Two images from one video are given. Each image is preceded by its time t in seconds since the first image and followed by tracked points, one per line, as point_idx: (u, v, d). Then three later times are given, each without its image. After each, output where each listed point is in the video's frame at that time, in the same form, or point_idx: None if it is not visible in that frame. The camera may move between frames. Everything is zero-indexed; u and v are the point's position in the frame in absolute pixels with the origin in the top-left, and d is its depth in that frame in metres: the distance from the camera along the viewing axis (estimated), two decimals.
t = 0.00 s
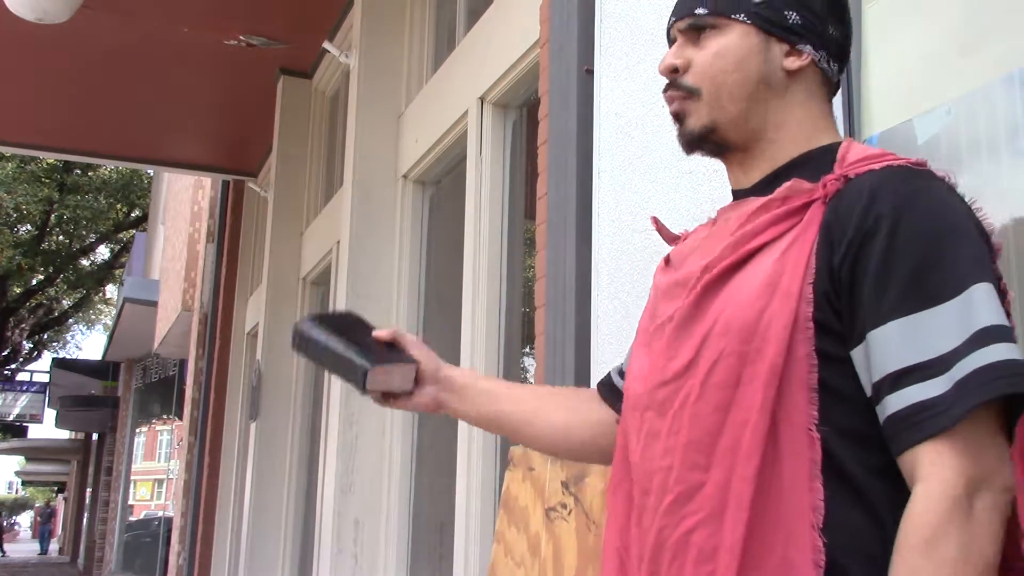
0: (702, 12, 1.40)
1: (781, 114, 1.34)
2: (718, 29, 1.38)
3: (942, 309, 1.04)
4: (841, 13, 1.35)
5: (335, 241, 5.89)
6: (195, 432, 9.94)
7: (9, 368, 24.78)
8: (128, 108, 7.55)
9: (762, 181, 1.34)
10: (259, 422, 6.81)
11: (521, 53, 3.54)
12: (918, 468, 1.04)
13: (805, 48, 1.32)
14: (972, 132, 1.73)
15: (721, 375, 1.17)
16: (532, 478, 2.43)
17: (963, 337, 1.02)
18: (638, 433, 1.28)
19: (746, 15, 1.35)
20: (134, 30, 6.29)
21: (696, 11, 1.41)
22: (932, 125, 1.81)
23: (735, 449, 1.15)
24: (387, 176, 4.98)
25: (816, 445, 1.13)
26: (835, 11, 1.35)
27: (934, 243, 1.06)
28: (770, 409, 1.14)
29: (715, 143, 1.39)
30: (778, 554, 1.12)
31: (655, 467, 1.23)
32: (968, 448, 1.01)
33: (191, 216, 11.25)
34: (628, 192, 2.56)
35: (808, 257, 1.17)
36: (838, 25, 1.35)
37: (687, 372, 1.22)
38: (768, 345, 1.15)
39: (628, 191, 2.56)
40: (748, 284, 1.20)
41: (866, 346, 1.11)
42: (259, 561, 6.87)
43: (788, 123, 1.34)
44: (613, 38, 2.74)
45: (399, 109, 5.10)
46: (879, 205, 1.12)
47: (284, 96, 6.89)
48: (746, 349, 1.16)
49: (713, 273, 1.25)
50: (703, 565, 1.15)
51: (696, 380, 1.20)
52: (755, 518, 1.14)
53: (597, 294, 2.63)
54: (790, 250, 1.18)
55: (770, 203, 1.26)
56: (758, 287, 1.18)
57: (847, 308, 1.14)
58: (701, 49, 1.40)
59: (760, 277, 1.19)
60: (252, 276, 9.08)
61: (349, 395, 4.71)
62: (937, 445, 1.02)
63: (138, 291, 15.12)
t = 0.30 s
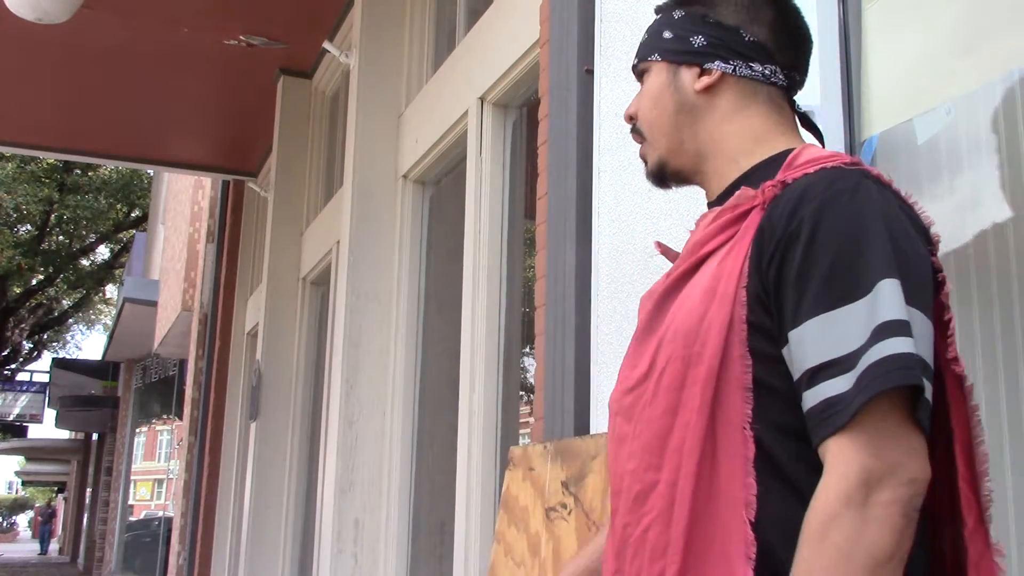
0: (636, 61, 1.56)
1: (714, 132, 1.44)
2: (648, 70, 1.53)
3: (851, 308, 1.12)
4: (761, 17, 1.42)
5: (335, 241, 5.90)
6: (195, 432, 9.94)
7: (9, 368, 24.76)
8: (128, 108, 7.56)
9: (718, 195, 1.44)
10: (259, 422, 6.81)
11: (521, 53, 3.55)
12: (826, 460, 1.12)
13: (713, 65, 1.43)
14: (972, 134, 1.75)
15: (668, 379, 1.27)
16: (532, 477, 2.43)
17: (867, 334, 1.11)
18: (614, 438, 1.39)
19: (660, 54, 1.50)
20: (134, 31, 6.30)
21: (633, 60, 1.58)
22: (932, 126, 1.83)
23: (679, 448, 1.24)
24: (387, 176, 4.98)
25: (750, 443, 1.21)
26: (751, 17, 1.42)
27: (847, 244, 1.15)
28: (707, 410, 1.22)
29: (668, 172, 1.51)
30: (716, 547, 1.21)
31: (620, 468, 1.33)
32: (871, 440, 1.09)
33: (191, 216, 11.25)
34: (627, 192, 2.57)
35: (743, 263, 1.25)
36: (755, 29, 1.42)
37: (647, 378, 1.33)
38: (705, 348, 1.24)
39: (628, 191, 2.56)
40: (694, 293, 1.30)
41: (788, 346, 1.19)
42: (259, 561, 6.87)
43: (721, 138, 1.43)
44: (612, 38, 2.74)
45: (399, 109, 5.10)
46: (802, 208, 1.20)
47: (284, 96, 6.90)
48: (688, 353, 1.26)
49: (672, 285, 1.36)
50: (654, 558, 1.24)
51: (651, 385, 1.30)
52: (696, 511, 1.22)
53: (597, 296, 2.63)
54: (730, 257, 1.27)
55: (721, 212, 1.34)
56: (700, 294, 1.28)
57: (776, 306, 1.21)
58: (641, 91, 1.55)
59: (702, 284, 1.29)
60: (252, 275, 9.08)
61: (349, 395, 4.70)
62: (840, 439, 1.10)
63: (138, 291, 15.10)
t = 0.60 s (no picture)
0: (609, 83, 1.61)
1: (681, 151, 1.49)
2: (620, 92, 1.58)
3: (787, 306, 1.16)
4: (721, 38, 1.44)
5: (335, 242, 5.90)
6: (195, 433, 9.94)
7: (9, 368, 24.77)
8: (127, 108, 7.56)
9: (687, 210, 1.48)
10: (259, 422, 6.80)
11: (520, 54, 3.55)
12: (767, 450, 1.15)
13: (674, 88, 1.47)
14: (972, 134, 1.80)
15: (635, 383, 1.33)
16: (532, 477, 2.43)
17: (804, 324, 1.14)
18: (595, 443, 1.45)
19: (627, 78, 1.54)
20: (133, 31, 6.30)
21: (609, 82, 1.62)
22: (932, 127, 1.85)
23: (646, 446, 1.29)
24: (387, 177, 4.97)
25: (710, 437, 1.25)
26: (710, 38, 1.45)
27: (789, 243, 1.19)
28: (668, 408, 1.27)
29: (643, 190, 1.56)
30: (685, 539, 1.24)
31: (599, 471, 1.39)
32: (808, 429, 1.12)
33: (191, 216, 11.25)
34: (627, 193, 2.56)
35: (698, 267, 1.30)
36: (714, 50, 1.44)
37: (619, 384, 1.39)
38: (665, 349, 1.29)
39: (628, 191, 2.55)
40: (657, 299, 1.35)
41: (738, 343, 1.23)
42: (259, 561, 6.87)
43: (687, 156, 1.48)
44: (612, 38, 2.74)
45: (399, 110, 5.10)
46: (750, 211, 1.24)
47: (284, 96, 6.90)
48: (653, 356, 1.31)
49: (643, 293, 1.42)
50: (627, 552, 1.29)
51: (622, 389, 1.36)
52: (663, 505, 1.27)
53: (597, 295, 2.63)
54: (687, 262, 1.32)
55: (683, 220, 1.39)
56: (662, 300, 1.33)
57: (729, 305, 1.25)
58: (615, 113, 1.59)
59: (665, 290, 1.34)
60: (252, 276, 9.08)
61: (349, 395, 4.70)
62: (779, 426, 1.13)
63: (138, 291, 15.10)
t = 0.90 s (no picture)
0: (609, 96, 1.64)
1: (674, 163, 1.52)
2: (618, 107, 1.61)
3: (754, 306, 1.20)
4: (713, 53, 1.47)
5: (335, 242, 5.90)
6: (195, 433, 9.94)
7: (9, 368, 24.75)
8: (127, 108, 7.56)
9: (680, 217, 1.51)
10: (258, 422, 6.80)
11: (521, 54, 3.55)
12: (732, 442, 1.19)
13: (667, 102, 1.50)
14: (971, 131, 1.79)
15: (620, 382, 1.38)
16: (532, 477, 2.43)
17: (769, 322, 1.18)
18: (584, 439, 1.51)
19: (624, 93, 1.57)
20: (133, 31, 6.30)
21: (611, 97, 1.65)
22: (930, 126, 1.85)
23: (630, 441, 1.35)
24: (387, 177, 4.97)
25: (689, 432, 1.30)
26: (703, 54, 1.47)
27: (761, 247, 1.23)
28: (650, 406, 1.32)
29: (641, 201, 1.60)
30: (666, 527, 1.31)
31: (586, 466, 1.45)
32: (773, 422, 1.16)
33: (191, 216, 11.25)
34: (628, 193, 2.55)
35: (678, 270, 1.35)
36: (707, 65, 1.47)
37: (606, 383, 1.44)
38: (647, 350, 1.34)
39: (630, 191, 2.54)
40: (640, 301, 1.40)
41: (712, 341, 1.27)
42: (259, 561, 6.87)
43: (681, 168, 1.51)
44: (612, 38, 2.75)
45: (399, 109, 5.09)
46: (727, 219, 1.28)
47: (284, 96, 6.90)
48: (636, 356, 1.37)
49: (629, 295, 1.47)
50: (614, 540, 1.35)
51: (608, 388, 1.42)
52: (646, 500, 1.33)
53: (597, 293, 2.64)
54: (669, 266, 1.37)
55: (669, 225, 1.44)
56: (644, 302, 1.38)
57: (705, 306, 1.30)
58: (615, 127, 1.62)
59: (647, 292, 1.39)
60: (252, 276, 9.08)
61: (349, 395, 4.70)
62: (744, 419, 1.18)
63: (138, 291, 15.09)
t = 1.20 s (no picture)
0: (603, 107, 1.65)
1: (666, 173, 1.53)
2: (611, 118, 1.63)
3: (752, 312, 1.20)
4: (704, 67, 1.49)
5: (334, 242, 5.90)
6: (195, 433, 9.94)
7: (9, 368, 24.76)
8: (127, 108, 7.56)
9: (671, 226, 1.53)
10: (258, 422, 6.80)
11: (520, 54, 3.55)
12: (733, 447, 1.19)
13: (660, 115, 1.51)
14: (972, 129, 1.78)
15: (614, 385, 1.39)
16: (532, 477, 2.43)
17: (768, 329, 1.18)
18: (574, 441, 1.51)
19: (616, 104, 1.58)
20: (133, 31, 6.30)
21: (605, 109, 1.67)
22: (932, 127, 1.85)
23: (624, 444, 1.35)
24: (387, 177, 4.97)
25: (685, 435, 1.30)
26: (694, 67, 1.49)
27: (756, 255, 1.23)
28: (645, 409, 1.33)
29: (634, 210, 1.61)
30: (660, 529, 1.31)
31: (576, 469, 1.45)
32: (772, 427, 1.17)
33: (191, 216, 11.25)
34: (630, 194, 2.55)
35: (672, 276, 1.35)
36: (698, 79, 1.49)
37: (597, 387, 1.44)
38: (642, 354, 1.34)
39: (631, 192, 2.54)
40: (633, 306, 1.41)
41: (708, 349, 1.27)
42: (259, 561, 6.87)
43: (673, 178, 1.52)
44: (613, 39, 2.75)
45: (399, 110, 5.09)
46: (722, 227, 1.28)
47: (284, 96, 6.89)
48: (630, 360, 1.37)
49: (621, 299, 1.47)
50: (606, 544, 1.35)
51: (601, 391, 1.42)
52: (640, 503, 1.32)
53: (597, 293, 2.63)
54: (663, 272, 1.37)
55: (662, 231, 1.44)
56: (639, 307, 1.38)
57: (700, 312, 1.30)
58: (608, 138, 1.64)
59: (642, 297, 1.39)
60: (252, 276, 9.08)
61: (349, 395, 4.70)
62: (742, 426, 1.18)
63: (138, 291, 15.10)
